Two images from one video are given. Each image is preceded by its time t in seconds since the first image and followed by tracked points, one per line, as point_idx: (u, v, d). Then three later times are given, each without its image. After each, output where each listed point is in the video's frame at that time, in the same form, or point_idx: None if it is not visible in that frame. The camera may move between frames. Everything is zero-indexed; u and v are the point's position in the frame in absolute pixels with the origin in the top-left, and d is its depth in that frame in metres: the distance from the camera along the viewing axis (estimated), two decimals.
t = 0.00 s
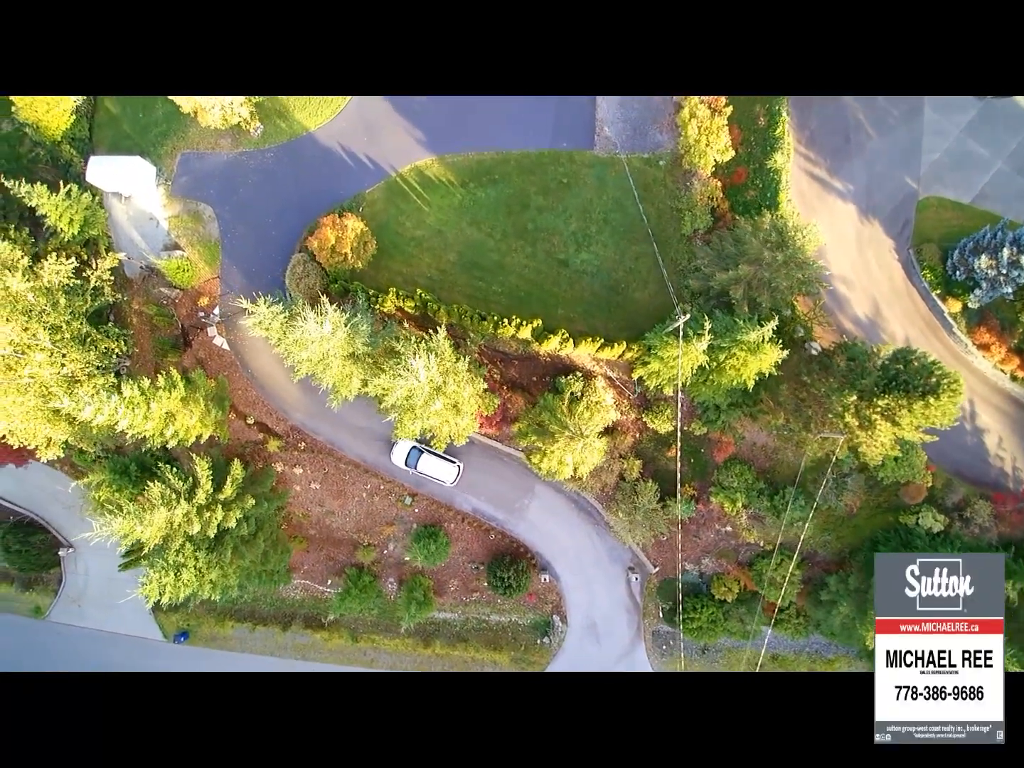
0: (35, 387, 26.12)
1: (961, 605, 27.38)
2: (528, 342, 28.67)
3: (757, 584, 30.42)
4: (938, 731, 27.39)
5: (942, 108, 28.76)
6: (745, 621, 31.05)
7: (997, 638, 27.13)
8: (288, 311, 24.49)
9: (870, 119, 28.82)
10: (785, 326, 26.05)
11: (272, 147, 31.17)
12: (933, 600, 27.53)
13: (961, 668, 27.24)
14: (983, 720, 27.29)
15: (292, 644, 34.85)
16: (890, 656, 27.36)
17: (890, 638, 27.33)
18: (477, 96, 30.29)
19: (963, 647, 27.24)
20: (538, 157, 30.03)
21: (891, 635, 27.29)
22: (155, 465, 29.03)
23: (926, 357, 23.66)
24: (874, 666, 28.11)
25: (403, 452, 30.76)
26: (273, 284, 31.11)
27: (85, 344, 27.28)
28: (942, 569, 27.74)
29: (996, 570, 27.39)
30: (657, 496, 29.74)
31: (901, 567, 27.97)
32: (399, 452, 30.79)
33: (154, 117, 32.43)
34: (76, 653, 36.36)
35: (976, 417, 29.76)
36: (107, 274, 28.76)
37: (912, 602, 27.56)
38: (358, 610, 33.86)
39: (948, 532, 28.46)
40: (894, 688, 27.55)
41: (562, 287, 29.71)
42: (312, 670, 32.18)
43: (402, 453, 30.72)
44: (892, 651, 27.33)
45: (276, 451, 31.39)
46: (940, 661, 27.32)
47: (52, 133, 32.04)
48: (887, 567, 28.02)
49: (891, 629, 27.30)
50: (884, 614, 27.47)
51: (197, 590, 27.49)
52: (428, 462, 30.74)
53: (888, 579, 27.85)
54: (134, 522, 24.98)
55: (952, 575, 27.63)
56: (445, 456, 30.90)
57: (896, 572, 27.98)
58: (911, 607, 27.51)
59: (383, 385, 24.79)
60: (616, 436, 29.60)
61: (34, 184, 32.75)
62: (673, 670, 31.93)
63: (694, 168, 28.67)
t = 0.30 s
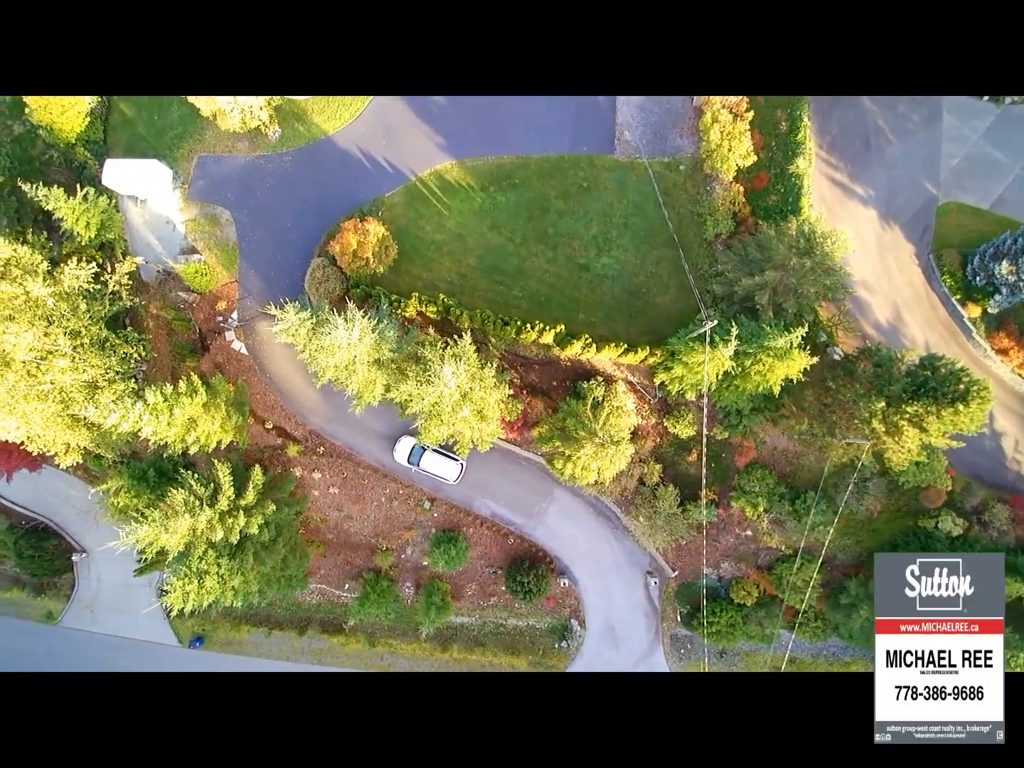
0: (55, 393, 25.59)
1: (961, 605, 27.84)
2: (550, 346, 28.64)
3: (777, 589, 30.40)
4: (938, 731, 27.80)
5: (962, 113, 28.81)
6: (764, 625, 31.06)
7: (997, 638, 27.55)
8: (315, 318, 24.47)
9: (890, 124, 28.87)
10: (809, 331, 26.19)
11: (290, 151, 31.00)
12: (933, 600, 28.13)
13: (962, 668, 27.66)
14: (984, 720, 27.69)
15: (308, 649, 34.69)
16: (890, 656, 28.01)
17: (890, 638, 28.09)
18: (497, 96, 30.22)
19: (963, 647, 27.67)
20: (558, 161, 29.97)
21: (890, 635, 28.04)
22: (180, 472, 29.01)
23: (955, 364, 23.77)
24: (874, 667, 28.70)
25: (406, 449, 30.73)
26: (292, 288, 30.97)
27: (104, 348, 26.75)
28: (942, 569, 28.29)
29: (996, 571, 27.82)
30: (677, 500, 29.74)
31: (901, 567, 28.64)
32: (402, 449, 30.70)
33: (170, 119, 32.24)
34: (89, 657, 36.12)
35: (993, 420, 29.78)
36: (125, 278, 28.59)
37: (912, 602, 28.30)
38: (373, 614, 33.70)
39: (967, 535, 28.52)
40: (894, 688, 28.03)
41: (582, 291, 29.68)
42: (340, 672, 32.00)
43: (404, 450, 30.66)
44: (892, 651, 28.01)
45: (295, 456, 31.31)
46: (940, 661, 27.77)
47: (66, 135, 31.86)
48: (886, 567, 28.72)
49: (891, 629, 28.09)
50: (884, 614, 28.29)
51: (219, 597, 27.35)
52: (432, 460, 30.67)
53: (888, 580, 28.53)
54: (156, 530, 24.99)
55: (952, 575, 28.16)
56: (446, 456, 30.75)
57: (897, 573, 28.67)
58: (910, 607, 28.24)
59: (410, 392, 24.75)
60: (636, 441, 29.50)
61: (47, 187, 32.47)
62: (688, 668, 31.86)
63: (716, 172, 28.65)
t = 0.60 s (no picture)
0: (74, 398, 25.45)
1: (961, 605, 27.85)
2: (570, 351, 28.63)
3: (795, 593, 30.42)
4: (939, 731, 27.77)
5: (979, 119, 28.85)
6: (783, 629, 30.87)
7: (997, 638, 27.51)
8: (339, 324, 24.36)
9: (909, 128, 28.89)
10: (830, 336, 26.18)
11: (307, 154, 30.87)
12: (933, 600, 28.25)
13: (962, 668, 27.59)
14: (983, 720, 27.71)
15: (324, 653, 34.49)
16: (890, 656, 28.16)
17: (890, 638, 28.34)
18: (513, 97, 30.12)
19: (963, 647, 27.60)
20: (577, 165, 29.90)
21: (890, 634, 28.32)
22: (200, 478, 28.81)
23: (980, 371, 24.00)
24: (875, 667, 28.78)
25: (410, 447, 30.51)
26: (309, 292, 30.87)
27: (123, 354, 26.57)
28: (942, 569, 28.46)
29: (997, 571, 27.90)
30: (697, 505, 29.74)
31: (901, 567, 28.90)
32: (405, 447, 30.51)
33: (185, 122, 32.04)
34: (102, 663, 35.89)
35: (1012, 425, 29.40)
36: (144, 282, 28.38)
37: (912, 602, 28.53)
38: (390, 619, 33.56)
39: (985, 539, 28.56)
40: (894, 688, 28.01)
41: (602, 296, 29.65)
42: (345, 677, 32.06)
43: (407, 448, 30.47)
44: (892, 651, 28.14)
45: (313, 461, 31.25)
46: (940, 661, 27.70)
47: (80, 138, 31.58)
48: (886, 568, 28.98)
49: (891, 629, 28.37)
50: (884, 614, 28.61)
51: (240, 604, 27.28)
52: (436, 458, 30.52)
53: (888, 580, 28.82)
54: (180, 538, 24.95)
55: (952, 575, 28.31)
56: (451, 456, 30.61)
57: (897, 573, 28.95)
58: (911, 607, 28.46)
59: (435, 397, 24.68)
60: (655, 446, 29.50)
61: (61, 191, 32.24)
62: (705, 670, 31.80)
63: (736, 177, 28.63)
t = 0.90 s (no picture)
0: (98, 406, 25.28)
1: (961, 605, 28.08)
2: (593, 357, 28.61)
3: (814, 597, 30.51)
4: (938, 731, 27.84)
5: (998, 125, 28.95)
6: (801, 633, 30.81)
7: (997, 638, 27.75)
8: (369, 333, 24.53)
9: (929, 134, 28.96)
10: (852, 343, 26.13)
11: (326, 159, 30.76)
12: (933, 600, 28.47)
13: (962, 668, 27.74)
14: (984, 720, 27.74)
15: (341, 658, 34.38)
16: (890, 656, 28.27)
17: (890, 638, 28.46)
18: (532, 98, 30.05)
19: (963, 647, 27.79)
20: (597, 170, 29.86)
21: (890, 634, 28.44)
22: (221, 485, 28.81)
23: (1004, 378, 24.51)
24: (875, 667, 28.87)
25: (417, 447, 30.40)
26: (329, 297, 30.81)
27: (146, 360, 26.25)
28: (942, 569, 28.77)
29: (997, 571, 28.17)
30: (717, 510, 29.78)
31: (901, 567, 29.26)
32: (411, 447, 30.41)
33: (202, 126, 31.86)
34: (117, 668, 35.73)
35: None
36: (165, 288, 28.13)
37: (912, 602, 28.73)
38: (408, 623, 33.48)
39: (1005, 544, 28.55)
40: (894, 688, 28.06)
41: (623, 301, 29.65)
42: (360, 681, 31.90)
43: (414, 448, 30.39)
44: (892, 651, 28.28)
45: (333, 467, 31.25)
46: (940, 661, 27.85)
47: (96, 143, 31.35)
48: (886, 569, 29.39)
49: (891, 629, 28.50)
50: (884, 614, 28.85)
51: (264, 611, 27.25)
52: (442, 457, 30.43)
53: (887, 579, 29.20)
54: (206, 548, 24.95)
55: (952, 575, 28.60)
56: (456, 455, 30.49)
57: (896, 573, 29.31)
58: (911, 608, 28.65)
59: (463, 404, 24.66)
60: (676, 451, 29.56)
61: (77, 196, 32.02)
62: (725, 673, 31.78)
63: (757, 182, 28.63)
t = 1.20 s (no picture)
0: (118, 414, 25.18)
1: (961, 605, 27.82)
2: (611, 361, 28.57)
3: (830, 601, 30.55)
4: (939, 731, 27.84)
5: (1016, 131, 28.96)
6: (819, 638, 30.70)
7: (997, 638, 27.41)
8: (392, 341, 24.54)
9: (947, 140, 28.96)
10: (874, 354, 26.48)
11: (342, 164, 30.67)
12: (933, 600, 28.23)
13: (962, 668, 27.61)
14: (984, 720, 27.73)
15: (356, 663, 34.22)
16: (890, 656, 28.28)
17: (890, 638, 28.45)
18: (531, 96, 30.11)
19: (963, 647, 27.57)
20: (615, 174, 29.80)
21: (890, 634, 28.45)
22: (238, 491, 28.65)
23: None
24: (876, 667, 28.93)
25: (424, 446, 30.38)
26: (346, 302, 30.73)
27: (166, 367, 26.16)
28: (942, 569, 28.47)
29: (997, 571, 28.07)
30: (735, 515, 29.77)
31: (902, 567, 28.92)
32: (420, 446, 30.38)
33: (217, 130, 31.69)
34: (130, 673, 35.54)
35: None
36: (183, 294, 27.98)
37: (912, 602, 28.52)
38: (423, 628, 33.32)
39: None
40: (894, 688, 28.14)
41: (641, 306, 29.62)
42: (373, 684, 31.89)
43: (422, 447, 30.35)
44: (892, 651, 28.28)
45: (350, 472, 31.19)
46: (940, 661, 27.75)
47: (110, 147, 30.90)
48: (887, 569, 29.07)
49: (891, 629, 28.49)
50: (885, 614, 28.80)
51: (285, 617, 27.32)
52: (451, 458, 30.33)
53: (887, 579, 29.00)
54: (232, 557, 25.02)
55: (952, 575, 28.28)
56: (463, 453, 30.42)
57: (896, 573, 28.99)
58: (911, 608, 28.46)
59: (488, 413, 24.54)
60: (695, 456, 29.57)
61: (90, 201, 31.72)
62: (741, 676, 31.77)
63: (776, 187, 28.62)
